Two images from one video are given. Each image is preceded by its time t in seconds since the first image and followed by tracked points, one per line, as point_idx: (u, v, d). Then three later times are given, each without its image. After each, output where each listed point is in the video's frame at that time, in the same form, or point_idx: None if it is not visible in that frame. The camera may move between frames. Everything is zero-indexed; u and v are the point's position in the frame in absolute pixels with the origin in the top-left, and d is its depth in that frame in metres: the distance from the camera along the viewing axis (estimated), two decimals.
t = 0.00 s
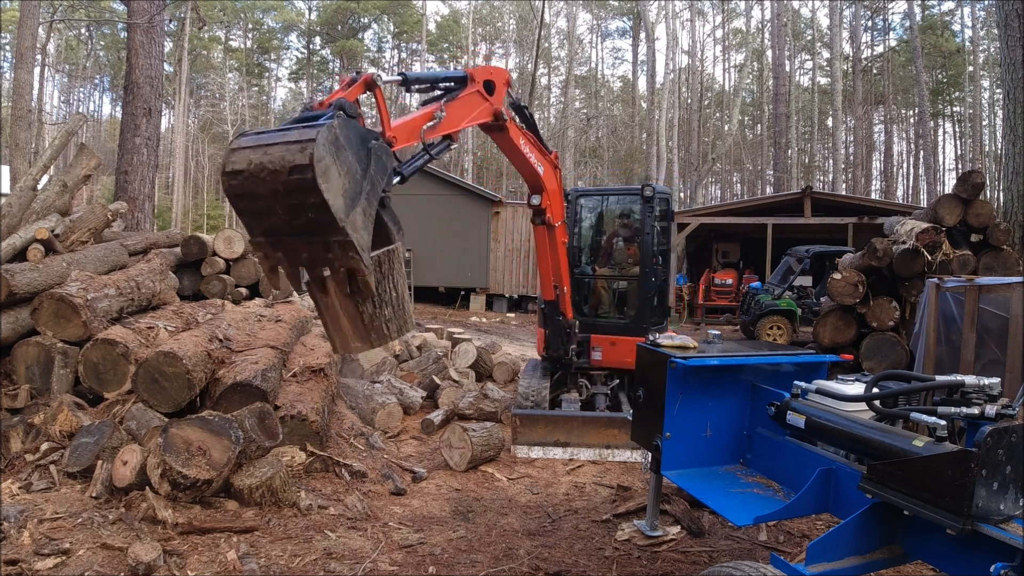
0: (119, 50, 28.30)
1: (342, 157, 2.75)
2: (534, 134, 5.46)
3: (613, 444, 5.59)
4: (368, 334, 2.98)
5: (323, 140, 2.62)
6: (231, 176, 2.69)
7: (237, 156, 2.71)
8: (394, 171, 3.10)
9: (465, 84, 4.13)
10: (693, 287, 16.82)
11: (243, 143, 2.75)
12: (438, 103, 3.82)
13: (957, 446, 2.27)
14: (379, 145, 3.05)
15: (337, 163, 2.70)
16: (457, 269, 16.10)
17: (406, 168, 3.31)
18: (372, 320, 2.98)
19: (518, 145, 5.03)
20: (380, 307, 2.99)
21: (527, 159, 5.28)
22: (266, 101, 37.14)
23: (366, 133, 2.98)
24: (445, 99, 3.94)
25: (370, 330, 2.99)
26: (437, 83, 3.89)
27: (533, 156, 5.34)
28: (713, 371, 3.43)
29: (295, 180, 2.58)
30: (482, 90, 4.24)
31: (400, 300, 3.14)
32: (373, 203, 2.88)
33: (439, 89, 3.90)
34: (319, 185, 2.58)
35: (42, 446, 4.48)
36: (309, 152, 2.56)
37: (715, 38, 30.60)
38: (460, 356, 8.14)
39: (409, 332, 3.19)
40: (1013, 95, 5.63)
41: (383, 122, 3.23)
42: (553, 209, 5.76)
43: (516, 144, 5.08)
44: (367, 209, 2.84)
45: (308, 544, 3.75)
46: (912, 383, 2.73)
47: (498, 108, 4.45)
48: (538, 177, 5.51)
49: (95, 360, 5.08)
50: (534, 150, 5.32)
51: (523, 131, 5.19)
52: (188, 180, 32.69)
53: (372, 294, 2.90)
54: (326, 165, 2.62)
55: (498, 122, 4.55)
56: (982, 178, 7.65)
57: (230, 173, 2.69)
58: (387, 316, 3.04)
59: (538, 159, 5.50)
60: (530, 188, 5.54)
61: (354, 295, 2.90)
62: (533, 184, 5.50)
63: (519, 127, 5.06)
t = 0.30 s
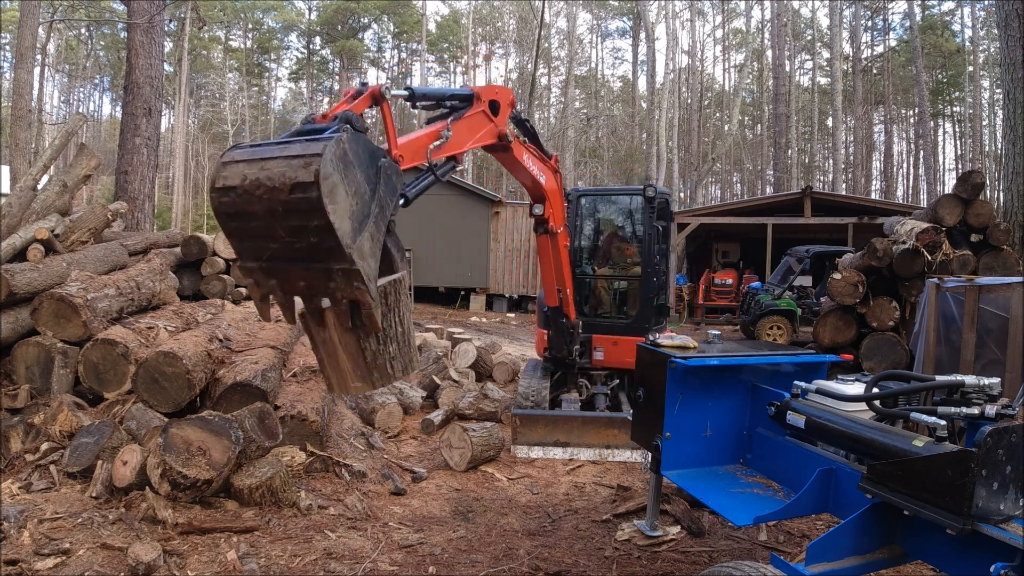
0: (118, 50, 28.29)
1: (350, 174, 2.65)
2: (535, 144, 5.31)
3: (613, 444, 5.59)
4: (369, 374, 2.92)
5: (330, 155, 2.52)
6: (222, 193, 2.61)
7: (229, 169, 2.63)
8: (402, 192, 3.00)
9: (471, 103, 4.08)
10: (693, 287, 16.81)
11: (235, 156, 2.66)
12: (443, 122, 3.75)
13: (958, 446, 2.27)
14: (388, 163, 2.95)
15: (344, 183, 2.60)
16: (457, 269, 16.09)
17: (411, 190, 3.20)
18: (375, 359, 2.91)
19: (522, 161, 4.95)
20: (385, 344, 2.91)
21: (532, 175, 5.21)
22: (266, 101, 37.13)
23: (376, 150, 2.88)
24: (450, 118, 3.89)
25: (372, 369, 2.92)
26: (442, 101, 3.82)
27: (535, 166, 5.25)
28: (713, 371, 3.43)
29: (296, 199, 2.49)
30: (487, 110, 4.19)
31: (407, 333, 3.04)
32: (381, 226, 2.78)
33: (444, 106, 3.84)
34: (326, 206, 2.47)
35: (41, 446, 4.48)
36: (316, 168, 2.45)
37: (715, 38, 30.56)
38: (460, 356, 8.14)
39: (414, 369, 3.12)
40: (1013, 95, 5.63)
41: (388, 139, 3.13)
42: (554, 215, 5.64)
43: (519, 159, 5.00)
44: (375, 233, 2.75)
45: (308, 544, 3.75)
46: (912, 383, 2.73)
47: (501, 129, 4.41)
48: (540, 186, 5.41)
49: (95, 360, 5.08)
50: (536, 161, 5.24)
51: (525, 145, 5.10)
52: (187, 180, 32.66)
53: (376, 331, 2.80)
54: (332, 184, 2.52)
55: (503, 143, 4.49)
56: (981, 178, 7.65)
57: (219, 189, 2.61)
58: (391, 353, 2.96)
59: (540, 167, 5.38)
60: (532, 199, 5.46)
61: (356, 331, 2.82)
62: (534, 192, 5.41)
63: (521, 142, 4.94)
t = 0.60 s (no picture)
0: (119, 50, 28.32)
1: (359, 196, 2.54)
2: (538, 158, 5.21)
3: (613, 444, 5.59)
4: (373, 419, 2.82)
5: (339, 173, 2.40)
6: (213, 212, 2.54)
7: (225, 187, 2.53)
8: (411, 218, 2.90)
9: (478, 127, 4.03)
10: (693, 288, 16.83)
11: (230, 172, 2.59)
12: (450, 146, 3.68)
13: (957, 446, 2.27)
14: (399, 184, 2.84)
15: (354, 206, 2.49)
16: (457, 269, 16.08)
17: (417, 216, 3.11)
18: (377, 402, 2.82)
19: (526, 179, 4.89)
20: (388, 385, 2.83)
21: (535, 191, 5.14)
22: (266, 101, 37.14)
23: (386, 170, 2.76)
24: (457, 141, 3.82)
25: (375, 414, 2.83)
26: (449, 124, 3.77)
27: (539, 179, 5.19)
28: (713, 371, 3.43)
29: (298, 220, 2.37)
30: (494, 135, 4.14)
31: (412, 377, 2.99)
32: (390, 253, 2.67)
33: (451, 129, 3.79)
34: (332, 230, 2.35)
35: (41, 446, 4.48)
36: (323, 188, 2.34)
37: (715, 37, 30.58)
38: (460, 355, 8.14)
39: (418, 414, 3.04)
40: (1013, 95, 5.63)
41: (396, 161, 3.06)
42: (555, 225, 5.58)
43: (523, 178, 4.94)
44: (383, 260, 2.62)
45: (308, 544, 3.75)
46: (912, 383, 2.72)
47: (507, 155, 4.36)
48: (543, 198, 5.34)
49: (96, 360, 5.09)
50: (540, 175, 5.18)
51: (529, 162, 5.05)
52: (187, 180, 32.65)
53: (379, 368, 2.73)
54: (341, 206, 2.40)
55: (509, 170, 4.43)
56: (981, 178, 7.65)
57: (212, 208, 2.54)
58: (395, 395, 2.88)
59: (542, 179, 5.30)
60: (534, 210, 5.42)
61: (359, 370, 2.75)
62: (537, 204, 5.34)
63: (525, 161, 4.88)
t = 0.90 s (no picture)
0: (118, 50, 28.32)
1: (375, 219, 2.51)
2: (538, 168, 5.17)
3: (613, 444, 5.59)
4: (379, 463, 2.88)
5: (355, 192, 2.37)
6: (210, 231, 2.49)
7: (227, 205, 2.47)
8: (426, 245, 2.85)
9: (486, 155, 4.01)
10: (693, 288, 16.83)
11: (229, 191, 2.51)
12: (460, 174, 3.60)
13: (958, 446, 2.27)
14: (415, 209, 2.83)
15: (369, 229, 2.45)
16: (457, 269, 16.07)
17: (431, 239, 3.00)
18: (383, 447, 2.87)
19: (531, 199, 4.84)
20: (395, 430, 2.86)
21: (537, 209, 5.04)
22: (266, 101, 37.12)
23: (402, 195, 2.75)
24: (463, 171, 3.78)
25: (380, 458, 2.88)
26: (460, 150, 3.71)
27: (541, 194, 5.14)
28: (713, 370, 3.42)
29: (307, 241, 2.32)
30: (501, 165, 4.13)
31: (420, 419, 3.00)
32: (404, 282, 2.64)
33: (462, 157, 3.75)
34: (348, 255, 2.31)
35: (41, 446, 4.47)
36: (338, 209, 2.30)
37: (715, 37, 30.59)
38: (460, 356, 8.14)
39: (427, 457, 3.05)
40: (1013, 95, 5.61)
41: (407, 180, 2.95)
42: (557, 235, 5.55)
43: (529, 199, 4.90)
44: (396, 290, 2.60)
45: (308, 544, 3.74)
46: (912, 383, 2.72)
47: (511, 187, 4.32)
48: (545, 213, 5.30)
49: (96, 360, 5.09)
50: (542, 191, 5.14)
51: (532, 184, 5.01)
52: (187, 180, 32.65)
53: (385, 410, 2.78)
54: (355, 230, 2.36)
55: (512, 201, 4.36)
56: (982, 178, 7.63)
57: (209, 227, 2.48)
58: (403, 440, 2.91)
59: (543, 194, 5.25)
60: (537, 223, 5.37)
61: (365, 413, 2.80)
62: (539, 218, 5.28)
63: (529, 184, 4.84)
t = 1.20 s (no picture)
0: (118, 50, 28.37)
1: (394, 280, 2.33)
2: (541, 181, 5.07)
3: (613, 444, 5.59)
4: (389, 545, 2.54)
5: (375, 255, 2.18)
6: (215, 287, 2.26)
7: (233, 261, 2.25)
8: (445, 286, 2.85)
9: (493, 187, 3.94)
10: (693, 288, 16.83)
11: (237, 244, 2.29)
12: (468, 212, 3.58)
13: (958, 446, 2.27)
14: (431, 268, 2.74)
15: (387, 293, 2.27)
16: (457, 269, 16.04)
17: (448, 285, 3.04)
18: (394, 530, 2.53)
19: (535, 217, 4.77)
20: (408, 511, 2.54)
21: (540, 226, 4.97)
22: (266, 101, 37.13)
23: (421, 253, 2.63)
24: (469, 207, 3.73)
25: (391, 540, 2.54)
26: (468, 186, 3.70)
27: (545, 209, 5.05)
28: (712, 370, 3.43)
29: (322, 304, 2.12)
30: (506, 196, 4.06)
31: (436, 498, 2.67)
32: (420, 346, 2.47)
33: (469, 193, 3.74)
34: (366, 321, 2.10)
35: (41, 446, 4.47)
36: (357, 272, 2.10)
37: (715, 37, 30.63)
38: (460, 356, 8.13)
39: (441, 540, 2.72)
40: (1013, 96, 5.61)
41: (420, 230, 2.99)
42: (561, 247, 5.45)
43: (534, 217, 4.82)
44: (412, 355, 2.42)
45: (308, 544, 3.74)
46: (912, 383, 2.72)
47: (517, 217, 4.23)
48: (548, 227, 5.22)
49: (96, 360, 5.10)
50: (546, 208, 5.06)
51: (537, 203, 4.91)
52: (187, 180, 32.67)
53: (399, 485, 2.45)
54: (375, 293, 2.17)
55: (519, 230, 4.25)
56: (982, 178, 7.63)
57: (214, 282, 2.25)
58: (416, 523, 2.58)
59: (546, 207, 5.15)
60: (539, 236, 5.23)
61: (375, 492, 2.49)
62: (542, 234, 5.20)
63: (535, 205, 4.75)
